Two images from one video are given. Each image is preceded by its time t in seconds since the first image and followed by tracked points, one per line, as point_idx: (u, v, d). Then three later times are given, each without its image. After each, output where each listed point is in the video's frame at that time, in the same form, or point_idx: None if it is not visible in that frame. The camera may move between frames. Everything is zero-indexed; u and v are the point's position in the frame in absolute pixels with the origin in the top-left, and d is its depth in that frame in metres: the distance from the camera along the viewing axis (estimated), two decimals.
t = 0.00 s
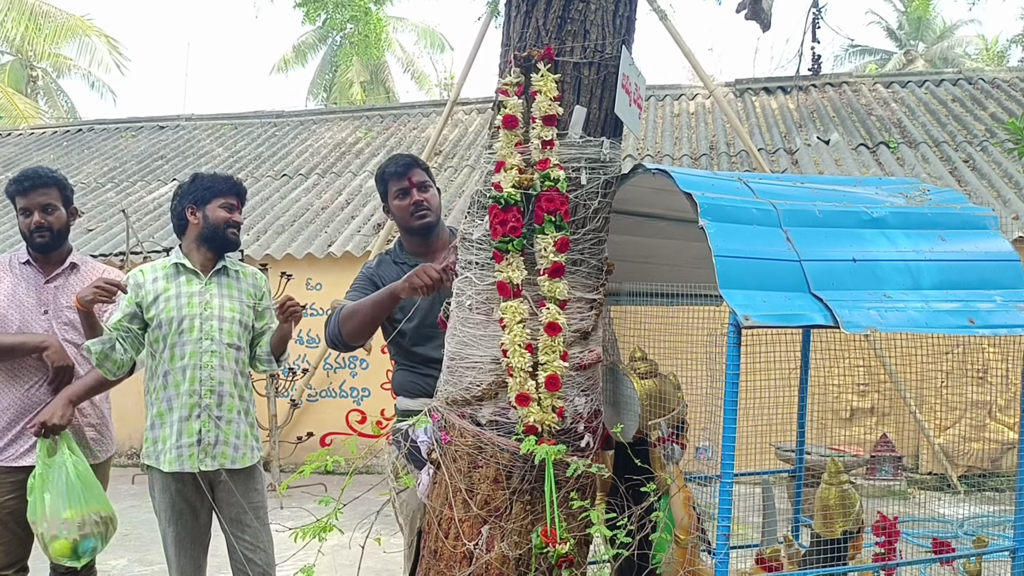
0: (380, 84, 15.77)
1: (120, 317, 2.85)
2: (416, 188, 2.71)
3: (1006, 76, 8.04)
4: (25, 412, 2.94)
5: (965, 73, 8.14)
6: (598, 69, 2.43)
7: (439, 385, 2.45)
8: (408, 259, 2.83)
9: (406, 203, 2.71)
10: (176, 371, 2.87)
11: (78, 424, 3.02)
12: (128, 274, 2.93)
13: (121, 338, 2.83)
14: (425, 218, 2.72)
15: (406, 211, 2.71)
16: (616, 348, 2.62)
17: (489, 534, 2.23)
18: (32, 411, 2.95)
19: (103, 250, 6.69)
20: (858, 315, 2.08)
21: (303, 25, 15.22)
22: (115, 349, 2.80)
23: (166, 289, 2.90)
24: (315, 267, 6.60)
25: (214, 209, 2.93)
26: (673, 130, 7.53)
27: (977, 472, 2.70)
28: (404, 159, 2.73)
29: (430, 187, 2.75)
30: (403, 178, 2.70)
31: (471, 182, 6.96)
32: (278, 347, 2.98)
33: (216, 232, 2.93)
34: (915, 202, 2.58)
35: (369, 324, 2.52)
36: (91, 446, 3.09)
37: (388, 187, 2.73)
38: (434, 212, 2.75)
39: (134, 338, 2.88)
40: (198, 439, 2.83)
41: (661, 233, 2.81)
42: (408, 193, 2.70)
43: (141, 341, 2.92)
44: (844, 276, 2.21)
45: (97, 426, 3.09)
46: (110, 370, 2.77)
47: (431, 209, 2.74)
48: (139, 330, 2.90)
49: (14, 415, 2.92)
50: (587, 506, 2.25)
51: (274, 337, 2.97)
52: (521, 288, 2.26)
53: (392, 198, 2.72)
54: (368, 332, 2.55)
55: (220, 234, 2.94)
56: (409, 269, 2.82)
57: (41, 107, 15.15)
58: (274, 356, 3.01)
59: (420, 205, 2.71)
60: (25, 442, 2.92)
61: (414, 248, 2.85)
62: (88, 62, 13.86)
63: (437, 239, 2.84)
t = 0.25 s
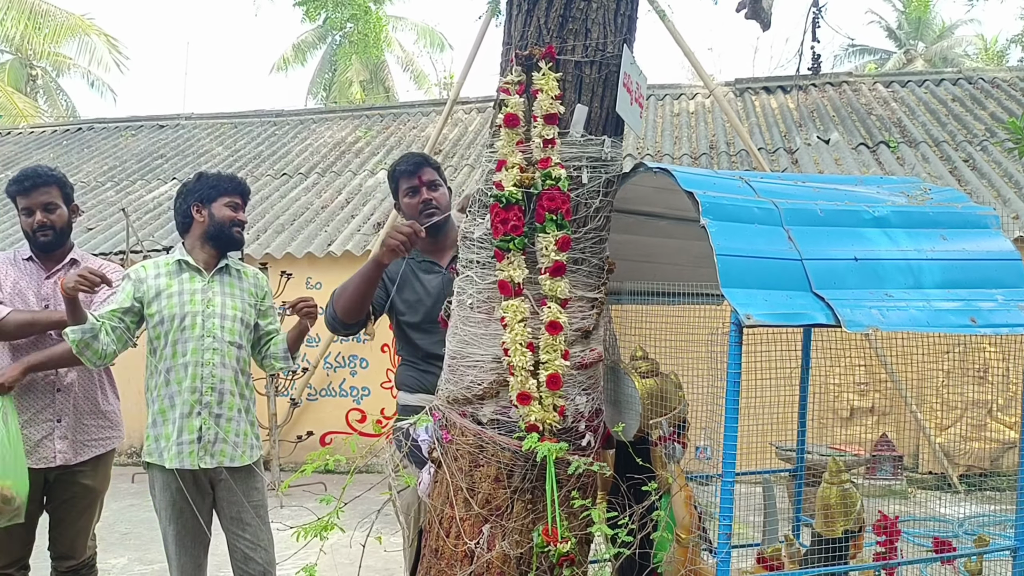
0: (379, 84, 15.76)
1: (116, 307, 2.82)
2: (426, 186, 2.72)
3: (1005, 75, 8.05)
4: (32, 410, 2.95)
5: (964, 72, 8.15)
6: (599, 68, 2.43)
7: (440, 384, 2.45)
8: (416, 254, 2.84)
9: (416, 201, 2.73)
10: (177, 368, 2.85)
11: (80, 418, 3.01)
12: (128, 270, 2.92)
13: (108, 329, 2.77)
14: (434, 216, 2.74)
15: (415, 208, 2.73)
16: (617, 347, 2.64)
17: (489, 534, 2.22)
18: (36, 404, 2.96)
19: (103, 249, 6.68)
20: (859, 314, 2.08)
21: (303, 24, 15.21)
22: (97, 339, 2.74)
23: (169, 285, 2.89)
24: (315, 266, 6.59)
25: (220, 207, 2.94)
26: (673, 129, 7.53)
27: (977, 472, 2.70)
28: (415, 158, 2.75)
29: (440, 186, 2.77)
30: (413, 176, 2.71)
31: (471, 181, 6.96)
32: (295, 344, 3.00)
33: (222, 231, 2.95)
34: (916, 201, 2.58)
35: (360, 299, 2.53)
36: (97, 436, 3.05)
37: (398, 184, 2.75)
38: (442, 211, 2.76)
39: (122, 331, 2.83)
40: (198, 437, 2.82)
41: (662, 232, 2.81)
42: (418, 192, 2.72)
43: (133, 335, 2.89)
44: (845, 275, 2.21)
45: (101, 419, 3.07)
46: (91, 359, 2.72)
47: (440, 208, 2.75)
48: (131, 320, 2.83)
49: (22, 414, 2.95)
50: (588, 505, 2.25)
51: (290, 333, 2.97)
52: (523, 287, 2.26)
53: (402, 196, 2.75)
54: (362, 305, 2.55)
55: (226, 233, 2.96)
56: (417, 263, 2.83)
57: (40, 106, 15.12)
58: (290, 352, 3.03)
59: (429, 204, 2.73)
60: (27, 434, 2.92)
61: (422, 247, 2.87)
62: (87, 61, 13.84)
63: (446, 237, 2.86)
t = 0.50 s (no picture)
0: (379, 83, 15.75)
1: (121, 299, 2.82)
2: (432, 186, 2.75)
3: (1005, 75, 8.05)
4: (27, 406, 2.92)
5: (964, 72, 8.15)
6: (599, 68, 2.43)
7: (440, 383, 2.44)
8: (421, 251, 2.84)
9: (421, 200, 2.76)
10: (182, 365, 2.86)
11: (79, 415, 3.00)
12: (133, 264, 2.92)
13: (110, 322, 2.75)
14: (440, 215, 2.77)
15: (420, 208, 2.76)
16: (617, 347, 2.64)
17: (489, 533, 2.22)
18: (33, 399, 2.93)
19: (103, 249, 6.68)
20: (860, 313, 2.08)
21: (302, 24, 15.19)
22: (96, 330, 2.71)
23: (175, 282, 2.91)
24: (314, 265, 6.58)
25: (228, 207, 2.99)
26: (673, 128, 7.53)
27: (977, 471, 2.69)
28: (421, 157, 2.80)
29: (446, 186, 2.80)
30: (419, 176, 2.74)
31: (471, 181, 6.96)
32: (291, 346, 3.01)
33: (230, 230, 2.99)
34: (916, 201, 2.58)
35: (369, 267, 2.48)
36: (95, 434, 3.04)
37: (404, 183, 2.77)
38: (448, 211, 2.80)
39: (127, 324, 2.82)
40: (200, 434, 2.82)
41: (662, 231, 2.81)
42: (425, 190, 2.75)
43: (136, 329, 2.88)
44: (846, 275, 2.21)
45: (99, 417, 3.07)
46: (90, 351, 2.69)
47: (446, 208, 2.79)
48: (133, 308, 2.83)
49: (17, 411, 2.91)
50: (588, 504, 2.25)
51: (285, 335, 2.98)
52: (523, 286, 2.26)
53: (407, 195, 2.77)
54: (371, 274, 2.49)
55: (234, 233, 3.00)
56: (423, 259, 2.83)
57: (39, 106, 15.10)
58: (288, 354, 3.03)
59: (435, 203, 2.77)
60: (23, 430, 2.89)
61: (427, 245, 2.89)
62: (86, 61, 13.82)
63: (450, 237, 2.86)
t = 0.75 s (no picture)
0: (378, 82, 15.76)
1: (134, 293, 2.84)
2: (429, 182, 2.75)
3: (1004, 75, 8.06)
4: (25, 406, 2.92)
5: (963, 72, 8.15)
6: (598, 68, 2.43)
7: (438, 383, 2.45)
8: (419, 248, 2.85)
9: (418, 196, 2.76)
10: (192, 361, 2.87)
11: (78, 415, 3.00)
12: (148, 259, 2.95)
13: (123, 314, 2.77)
14: (438, 212, 2.78)
15: (418, 205, 2.77)
16: (615, 348, 2.62)
17: (488, 532, 2.22)
18: (31, 399, 2.94)
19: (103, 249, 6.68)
20: (858, 313, 2.08)
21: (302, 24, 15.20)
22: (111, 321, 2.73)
23: (189, 279, 2.93)
24: (314, 265, 6.59)
25: (243, 208, 2.99)
26: (672, 128, 7.53)
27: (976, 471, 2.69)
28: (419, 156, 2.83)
29: (443, 182, 2.80)
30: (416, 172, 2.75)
31: (470, 180, 6.96)
32: (290, 347, 3.04)
33: (243, 231, 3.00)
34: (914, 201, 2.58)
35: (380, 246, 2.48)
36: (93, 433, 3.04)
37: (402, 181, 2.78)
38: (446, 207, 2.81)
39: (140, 317, 2.83)
40: (208, 430, 2.83)
41: (658, 231, 2.80)
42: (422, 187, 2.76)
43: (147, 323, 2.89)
44: (844, 275, 2.21)
45: (98, 417, 3.07)
46: (102, 342, 2.71)
47: (444, 203, 2.80)
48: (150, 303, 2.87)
49: (16, 411, 2.91)
50: (587, 504, 2.26)
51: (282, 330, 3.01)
52: (521, 286, 2.26)
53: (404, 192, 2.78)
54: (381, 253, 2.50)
55: (247, 233, 3.01)
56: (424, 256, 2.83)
57: (39, 105, 15.11)
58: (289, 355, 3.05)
59: (433, 200, 2.78)
60: (21, 429, 2.89)
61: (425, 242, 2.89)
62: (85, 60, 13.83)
63: (448, 234, 2.89)
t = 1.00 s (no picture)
0: (377, 83, 15.75)
1: (153, 295, 2.89)
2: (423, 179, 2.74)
3: (1003, 76, 8.05)
4: (22, 409, 2.92)
5: (962, 73, 8.14)
6: (597, 68, 2.43)
7: (436, 384, 2.45)
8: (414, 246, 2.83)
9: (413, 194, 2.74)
10: (210, 360, 2.92)
11: (74, 417, 2.99)
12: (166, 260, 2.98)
13: (144, 315, 2.82)
14: (431, 209, 2.77)
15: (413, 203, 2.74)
16: (613, 348, 2.60)
17: (486, 533, 2.23)
18: (27, 401, 2.93)
19: (102, 249, 6.68)
20: (856, 314, 2.08)
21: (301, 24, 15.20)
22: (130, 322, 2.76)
23: (205, 279, 2.97)
24: (313, 265, 6.58)
25: (257, 208, 3.02)
26: (671, 128, 7.53)
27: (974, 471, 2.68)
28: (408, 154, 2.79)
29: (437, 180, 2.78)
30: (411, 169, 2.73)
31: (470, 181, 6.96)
32: (285, 346, 3.04)
33: (258, 231, 3.03)
34: (912, 202, 2.58)
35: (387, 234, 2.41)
36: (90, 436, 3.03)
37: (396, 179, 2.76)
38: (439, 204, 2.80)
39: (158, 317, 2.89)
40: (228, 427, 2.88)
41: (657, 232, 2.80)
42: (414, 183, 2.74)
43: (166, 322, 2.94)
44: (842, 275, 2.21)
45: (94, 419, 3.06)
46: (125, 343, 2.72)
47: (437, 201, 2.78)
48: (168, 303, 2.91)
49: (12, 414, 2.91)
50: (585, 504, 2.26)
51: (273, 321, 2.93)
52: (519, 286, 2.26)
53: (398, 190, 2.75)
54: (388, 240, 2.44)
55: (262, 234, 3.04)
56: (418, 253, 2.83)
57: (38, 105, 15.10)
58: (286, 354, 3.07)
59: (426, 197, 2.76)
60: (17, 432, 2.89)
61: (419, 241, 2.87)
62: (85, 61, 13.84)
63: (442, 233, 2.87)
